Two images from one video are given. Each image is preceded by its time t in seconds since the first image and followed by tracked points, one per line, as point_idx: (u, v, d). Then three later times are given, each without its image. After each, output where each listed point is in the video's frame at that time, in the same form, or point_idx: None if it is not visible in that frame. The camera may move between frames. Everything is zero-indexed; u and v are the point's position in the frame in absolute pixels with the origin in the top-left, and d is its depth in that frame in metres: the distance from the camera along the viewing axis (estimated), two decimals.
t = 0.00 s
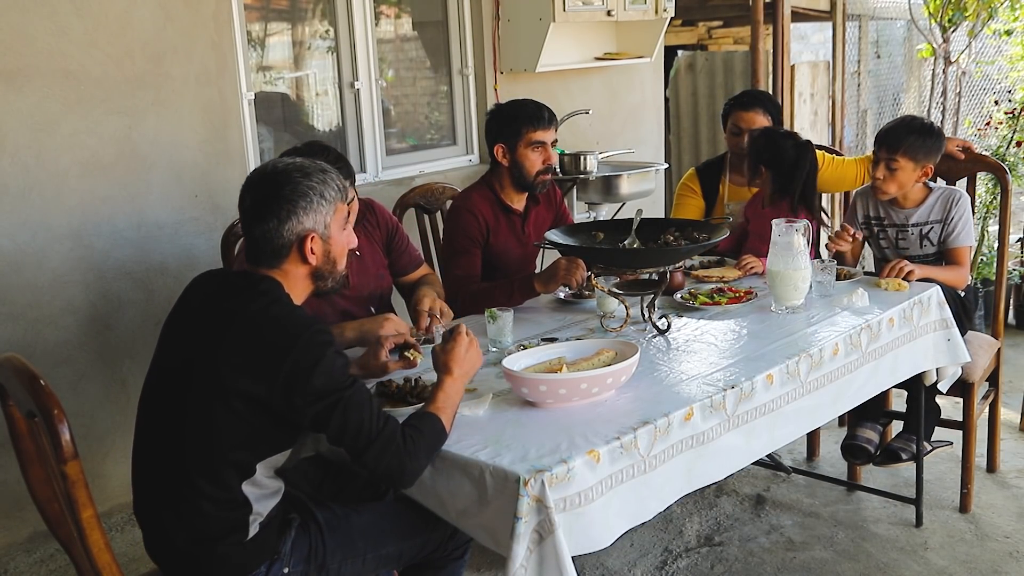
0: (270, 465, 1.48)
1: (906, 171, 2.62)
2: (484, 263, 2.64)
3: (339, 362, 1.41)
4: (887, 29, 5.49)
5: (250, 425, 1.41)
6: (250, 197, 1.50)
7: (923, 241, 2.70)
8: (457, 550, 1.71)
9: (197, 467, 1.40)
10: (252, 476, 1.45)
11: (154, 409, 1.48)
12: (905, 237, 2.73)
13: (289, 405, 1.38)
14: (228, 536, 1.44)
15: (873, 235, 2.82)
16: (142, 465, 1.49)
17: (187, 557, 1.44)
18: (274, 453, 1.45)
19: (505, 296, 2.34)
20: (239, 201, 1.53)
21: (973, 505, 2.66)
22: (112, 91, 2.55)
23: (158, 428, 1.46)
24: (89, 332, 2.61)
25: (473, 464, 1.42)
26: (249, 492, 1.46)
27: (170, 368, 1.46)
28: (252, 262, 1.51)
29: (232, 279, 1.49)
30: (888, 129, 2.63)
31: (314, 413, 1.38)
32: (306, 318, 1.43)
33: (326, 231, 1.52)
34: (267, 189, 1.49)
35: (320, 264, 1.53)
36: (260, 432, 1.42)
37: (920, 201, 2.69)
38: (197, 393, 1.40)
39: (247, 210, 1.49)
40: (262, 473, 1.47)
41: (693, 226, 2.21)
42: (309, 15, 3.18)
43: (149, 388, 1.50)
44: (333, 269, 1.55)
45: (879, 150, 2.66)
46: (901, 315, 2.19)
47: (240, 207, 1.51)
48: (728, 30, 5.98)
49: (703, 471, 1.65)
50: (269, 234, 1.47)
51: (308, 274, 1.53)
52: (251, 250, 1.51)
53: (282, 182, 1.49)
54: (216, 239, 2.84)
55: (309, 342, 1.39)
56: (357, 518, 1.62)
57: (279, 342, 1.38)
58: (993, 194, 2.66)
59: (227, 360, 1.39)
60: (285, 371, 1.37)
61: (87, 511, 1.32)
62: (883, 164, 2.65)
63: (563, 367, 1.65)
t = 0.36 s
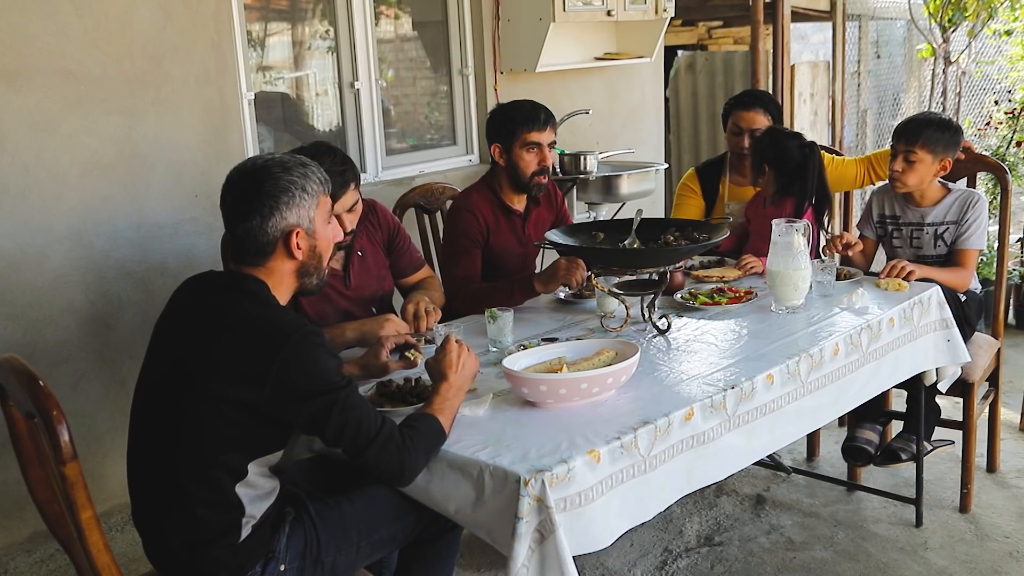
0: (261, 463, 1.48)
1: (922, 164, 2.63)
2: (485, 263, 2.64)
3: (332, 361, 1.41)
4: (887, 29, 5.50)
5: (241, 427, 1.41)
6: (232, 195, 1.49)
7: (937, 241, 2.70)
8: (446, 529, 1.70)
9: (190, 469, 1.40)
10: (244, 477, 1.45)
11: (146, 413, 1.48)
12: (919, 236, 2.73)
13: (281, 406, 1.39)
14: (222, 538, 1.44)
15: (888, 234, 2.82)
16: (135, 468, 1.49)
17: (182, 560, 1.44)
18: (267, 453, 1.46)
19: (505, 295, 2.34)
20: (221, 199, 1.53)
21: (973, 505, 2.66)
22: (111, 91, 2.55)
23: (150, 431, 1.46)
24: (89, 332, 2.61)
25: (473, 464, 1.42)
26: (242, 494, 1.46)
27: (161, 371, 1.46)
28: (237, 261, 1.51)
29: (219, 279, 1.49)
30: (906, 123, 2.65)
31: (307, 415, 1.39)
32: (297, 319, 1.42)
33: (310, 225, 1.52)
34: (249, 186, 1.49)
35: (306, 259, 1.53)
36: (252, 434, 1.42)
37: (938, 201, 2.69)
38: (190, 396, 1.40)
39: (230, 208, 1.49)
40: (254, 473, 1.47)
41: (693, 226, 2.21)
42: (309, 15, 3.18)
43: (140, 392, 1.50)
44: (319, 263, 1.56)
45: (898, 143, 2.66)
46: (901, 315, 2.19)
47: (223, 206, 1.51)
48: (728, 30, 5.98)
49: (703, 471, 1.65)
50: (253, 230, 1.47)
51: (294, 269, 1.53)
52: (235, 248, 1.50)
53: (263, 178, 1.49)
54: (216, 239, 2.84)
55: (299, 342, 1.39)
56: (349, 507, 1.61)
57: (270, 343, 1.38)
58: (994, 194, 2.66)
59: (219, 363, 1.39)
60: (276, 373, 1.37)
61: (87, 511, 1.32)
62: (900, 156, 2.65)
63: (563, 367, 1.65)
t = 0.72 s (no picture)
0: (263, 466, 1.49)
1: (945, 172, 2.60)
2: (484, 263, 2.64)
3: (333, 362, 1.41)
4: (887, 29, 5.50)
5: (241, 429, 1.41)
6: (242, 194, 1.48)
7: (948, 243, 2.69)
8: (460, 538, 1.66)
9: (191, 472, 1.40)
10: (246, 479, 1.46)
11: (148, 415, 1.48)
12: (931, 236, 2.72)
13: (281, 407, 1.39)
14: (223, 540, 1.44)
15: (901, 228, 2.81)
16: (136, 469, 1.49)
17: (182, 561, 1.44)
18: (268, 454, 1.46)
19: (505, 295, 2.34)
20: (224, 196, 1.51)
21: (973, 505, 2.66)
22: (111, 91, 2.55)
23: (151, 433, 1.46)
24: (89, 332, 2.61)
25: (473, 464, 1.42)
26: (244, 495, 1.47)
27: (162, 374, 1.46)
28: (241, 260, 1.50)
29: (223, 279, 1.48)
30: (931, 125, 2.59)
31: (308, 416, 1.39)
32: (298, 319, 1.43)
33: (318, 225, 1.53)
34: (262, 186, 1.48)
35: (313, 259, 1.53)
36: (253, 436, 1.42)
37: (955, 203, 2.67)
38: (191, 398, 1.40)
39: (239, 207, 1.47)
40: (256, 474, 1.48)
41: (693, 226, 2.21)
42: (309, 15, 3.18)
43: (142, 394, 1.50)
44: (323, 262, 1.56)
45: (920, 147, 2.62)
46: (901, 315, 2.19)
47: (228, 203, 1.49)
48: (728, 30, 5.98)
49: (703, 471, 1.65)
50: (267, 232, 1.46)
51: (300, 268, 1.53)
52: (241, 248, 1.49)
53: (274, 177, 1.48)
54: (216, 239, 2.84)
55: (300, 342, 1.39)
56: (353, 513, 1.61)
57: (271, 344, 1.38)
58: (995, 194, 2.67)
59: (220, 364, 1.39)
60: (277, 374, 1.37)
61: (87, 512, 1.32)
62: (923, 162, 2.62)
63: (563, 367, 1.65)
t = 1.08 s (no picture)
0: (270, 469, 1.46)
1: (947, 188, 2.57)
2: (484, 263, 2.64)
3: (336, 360, 1.41)
4: (887, 29, 5.50)
5: (245, 428, 1.41)
6: (253, 190, 1.48)
7: (950, 252, 2.66)
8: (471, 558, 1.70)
9: (194, 473, 1.41)
10: (252, 478, 1.44)
11: (156, 414, 1.48)
12: (931, 247, 2.69)
13: (284, 405, 1.38)
14: (221, 549, 1.44)
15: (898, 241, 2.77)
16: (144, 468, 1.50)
17: (186, 563, 1.45)
18: (271, 455, 1.44)
19: (504, 295, 2.36)
20: (233, 191, 1.50)
21: (973, 505, 2.66)
22: (111, 91, 2.55)
23: (160, 432, 1.47)
24: (89, 332, 2.61)
25: (473, 464, 1.43)
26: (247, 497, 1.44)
27: (169, 372, 1.47)
28: (250, 257, 1.50)
29: (231, 276, 1.48)
30: (937, 141, 2.57)
31: (311, 415, 1.39)
32: (301, 316, 1.42)
33: (328, 221, 1.54)
34: (274, 181, 1.48)
35: (323, 255, 1.54)
36: (257, 435, 1.41)
37: (953, 213, 2.65)
38: (197, 397, 1.41)
39: (250, 203, 1.47)
40: (262, 477, 1.46)
41: (693, 226, 2.21)
42: (309, 15, 3.18)
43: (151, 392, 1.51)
44: (331, 259, 1.57)
45: (923, 160, 2.59)
46: (901, 315, 2.19)
47: (238, 200, 1.49)
48: (728, 30, 5.98)
49: (703, 471, 1.65)
50: (279, 228, 1.46)
51: (309, 264, 1.53)
52: (250, 245, 1.48)
53: (286, 173, 1.49)
54: (216, 239, 2.84)
55: (302, 340, 1.38)
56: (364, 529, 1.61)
57: (273, 341, 1.38)
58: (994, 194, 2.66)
59: (225, 362, 1.39)
60: (279, 373, 1.37)
61: (87, 513, 1.32)
62: (925, 175, 2.59)
63: (563, 367, 1.66)
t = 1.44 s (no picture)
0: (264, 472, 1.47)
1: (940, 199, 2.57)
2: (484, 263, 2.64)
3: (332, 369, 1.41)
4: (887, 29, 5.50)
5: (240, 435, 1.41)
6: (253, 196, 1.47)
7: (945, 258, 2.66)
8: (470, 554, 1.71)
9: (189, 476, 1.41)
10: (244, 484, 1.44)
11: (150, 419, 1.48)
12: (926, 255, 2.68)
13: (280, 413, 1.38)
14: (216, 547, 1.43)
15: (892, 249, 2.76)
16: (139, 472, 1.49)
17: (181, 562, 1.45)
18: (265, 460, 1.45)
19: (505, 294, 2.36)
20: (233, 196, 1.50)
21: (973, 505, 2.66)
22: (111, 91, 2.55)
23: (154, 437, 1.46)
24: (89, 332, 2.61)
25: (473, 464, 1.43)
26: (242, 501, 1.45)
27: (164, 378, 1.47)
28: (249, 262, 1.50)
29: (229, 280, 1.48)
30: (930, 151, 2.54)
31: (306, 423, 1.38)
32: (297, 326, 1.42)
33: (328, 228, 1.54)
34: (274, 188, 1.47)
35: (322, 262, 1.54)
36: (253, 442, 1.42)
37: (946, 220, 2.64)
38: (192, 403, 1.40)
39: (250, 209, 1.47)
40: (256, 480, 1.46)
41: (693, 226, 2.21)
42: (309, 15, 3.18)
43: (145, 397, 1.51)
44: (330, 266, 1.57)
45: (915, 171, 2.58)
46: (901, 315, 2.19)
47: (238, 205, 1.48)
48: (728, 30, 5.98)
49: (703, 471, 1.65)
50: (278, 235, 1.47)
51: (308, 271, 1.54)
52: (249, 250, 1.49)
53: (286, 179, 1.48)
54: (216, 239, 2.84)
55: (299, 348, 1.39)
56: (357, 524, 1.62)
57: (269, 349, 1.38)
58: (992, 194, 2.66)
59: (221, 370, 1.39)
60: (275, 382, 1.37)
61: (87, 513, 1.32)
62: (917, 187, 2.59)
63: (563, 367, 1.66)
